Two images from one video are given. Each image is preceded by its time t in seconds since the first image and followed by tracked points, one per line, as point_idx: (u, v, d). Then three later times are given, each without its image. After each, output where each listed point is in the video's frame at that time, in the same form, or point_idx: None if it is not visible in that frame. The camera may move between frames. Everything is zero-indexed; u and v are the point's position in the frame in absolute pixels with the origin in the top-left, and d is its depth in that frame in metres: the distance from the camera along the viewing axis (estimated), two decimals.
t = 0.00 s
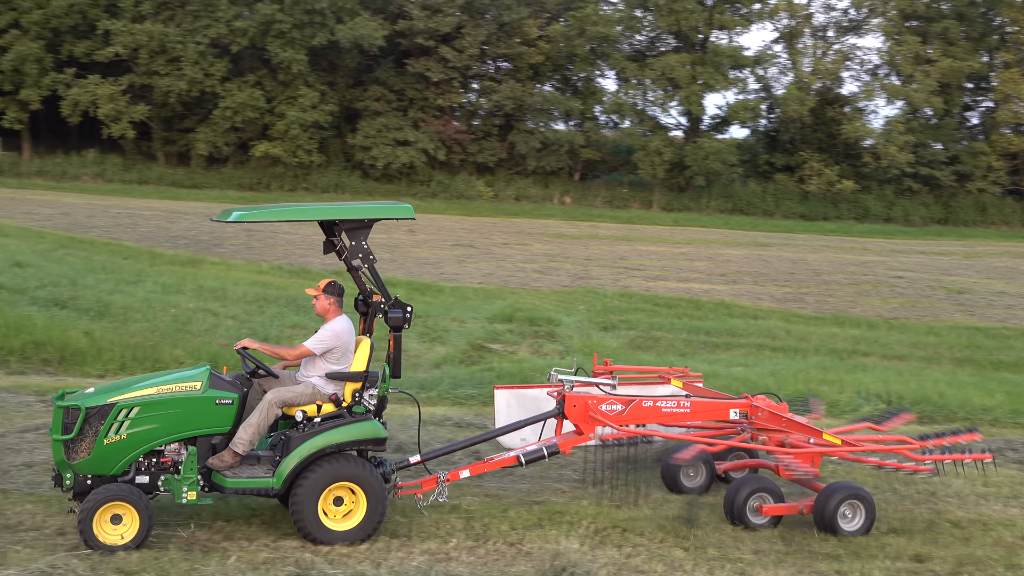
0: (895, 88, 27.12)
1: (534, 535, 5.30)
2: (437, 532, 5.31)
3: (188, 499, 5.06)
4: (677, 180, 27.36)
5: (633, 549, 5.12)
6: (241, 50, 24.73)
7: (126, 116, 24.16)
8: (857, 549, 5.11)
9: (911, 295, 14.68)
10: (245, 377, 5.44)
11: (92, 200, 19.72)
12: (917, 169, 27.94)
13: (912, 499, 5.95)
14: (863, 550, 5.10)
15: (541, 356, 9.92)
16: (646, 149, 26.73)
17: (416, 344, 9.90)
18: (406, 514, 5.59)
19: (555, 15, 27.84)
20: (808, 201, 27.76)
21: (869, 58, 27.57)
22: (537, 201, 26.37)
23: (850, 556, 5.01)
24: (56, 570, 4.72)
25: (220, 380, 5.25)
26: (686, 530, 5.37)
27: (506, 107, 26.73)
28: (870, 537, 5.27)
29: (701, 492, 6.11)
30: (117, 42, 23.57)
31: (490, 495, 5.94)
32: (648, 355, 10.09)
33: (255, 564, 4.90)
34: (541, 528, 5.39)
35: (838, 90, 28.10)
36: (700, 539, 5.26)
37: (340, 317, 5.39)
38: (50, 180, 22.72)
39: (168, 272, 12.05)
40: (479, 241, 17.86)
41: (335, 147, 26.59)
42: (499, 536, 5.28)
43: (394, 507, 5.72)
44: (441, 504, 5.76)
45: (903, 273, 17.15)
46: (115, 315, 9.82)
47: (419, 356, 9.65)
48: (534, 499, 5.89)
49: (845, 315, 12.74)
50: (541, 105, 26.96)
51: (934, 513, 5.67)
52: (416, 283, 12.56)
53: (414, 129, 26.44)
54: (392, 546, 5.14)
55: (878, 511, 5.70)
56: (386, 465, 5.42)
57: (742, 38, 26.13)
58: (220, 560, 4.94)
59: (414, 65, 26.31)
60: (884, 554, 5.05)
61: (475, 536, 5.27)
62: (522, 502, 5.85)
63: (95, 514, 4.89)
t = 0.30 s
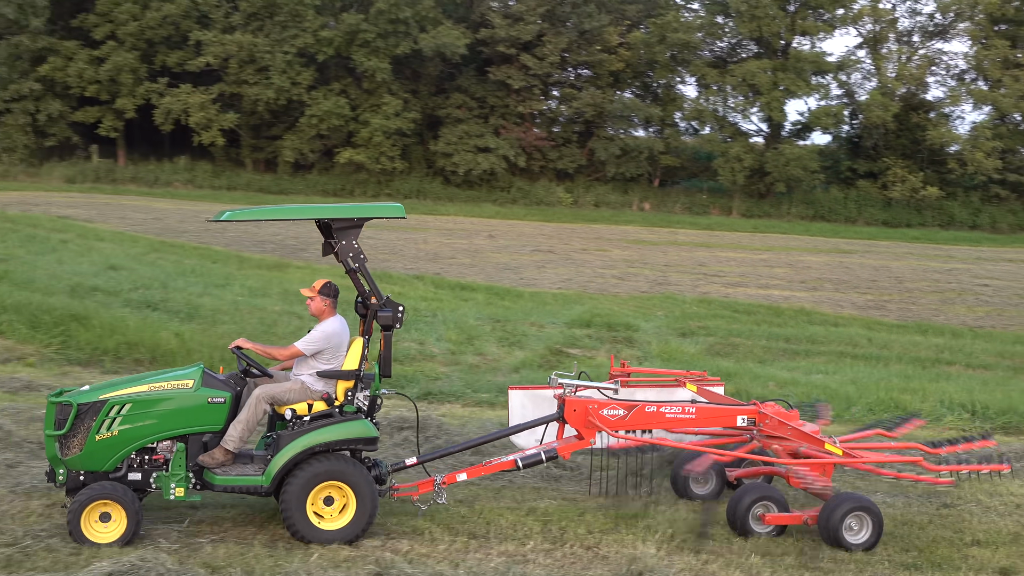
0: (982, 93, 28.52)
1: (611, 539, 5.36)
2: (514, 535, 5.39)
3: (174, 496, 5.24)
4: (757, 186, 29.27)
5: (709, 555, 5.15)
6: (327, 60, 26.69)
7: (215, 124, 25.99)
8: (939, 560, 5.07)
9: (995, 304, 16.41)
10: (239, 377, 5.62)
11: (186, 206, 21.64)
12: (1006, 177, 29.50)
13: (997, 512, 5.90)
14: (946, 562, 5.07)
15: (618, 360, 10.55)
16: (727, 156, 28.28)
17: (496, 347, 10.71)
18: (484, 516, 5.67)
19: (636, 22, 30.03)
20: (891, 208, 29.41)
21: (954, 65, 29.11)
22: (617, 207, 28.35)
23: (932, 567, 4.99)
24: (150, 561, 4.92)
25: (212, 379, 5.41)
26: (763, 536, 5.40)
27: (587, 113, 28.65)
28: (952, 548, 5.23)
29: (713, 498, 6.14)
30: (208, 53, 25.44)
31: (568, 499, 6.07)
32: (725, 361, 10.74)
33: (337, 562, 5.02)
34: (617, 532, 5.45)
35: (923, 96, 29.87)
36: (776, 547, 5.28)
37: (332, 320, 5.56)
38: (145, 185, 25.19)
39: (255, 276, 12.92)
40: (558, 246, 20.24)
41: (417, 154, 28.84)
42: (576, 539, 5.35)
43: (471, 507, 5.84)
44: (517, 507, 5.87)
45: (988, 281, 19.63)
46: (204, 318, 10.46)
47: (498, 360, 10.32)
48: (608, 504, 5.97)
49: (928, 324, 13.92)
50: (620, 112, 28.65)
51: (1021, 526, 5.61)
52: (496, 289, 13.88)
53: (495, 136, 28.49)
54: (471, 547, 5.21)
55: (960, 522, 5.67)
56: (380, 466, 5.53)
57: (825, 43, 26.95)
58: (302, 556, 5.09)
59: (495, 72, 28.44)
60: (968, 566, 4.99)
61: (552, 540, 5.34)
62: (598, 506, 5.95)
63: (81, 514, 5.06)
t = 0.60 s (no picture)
0: (1007, 106, 33.92)
1: (650, 530, 5.63)
2: (558, 525, 5.67)
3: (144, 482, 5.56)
4: (793, 194, 35.33)
5: (744, 548, 5.40)
6: (383, 75, 32.99)
7: (279, 135, 32.35)
8: (965, 554, 5.29)
9: None
10: (214, 370, 5.92)
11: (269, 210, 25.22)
12: None
13: None
14: (974, 556, 5.27)
15: (658, 360, 11.00)
16: (764, 166, 34.46)
17: (541, 347, 11.23)
18: (529, 507, 5.96)
19: (678, 37, 36.69)
20: (921, 214, 35.14)
21: (976, 80, 34.58)
22: (656, 214, 34.61)
23: (960, 562, 5.19)
24: (214, 546, 5.25)
25: (187, 371, 5.73)
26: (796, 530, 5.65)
27: (629, 124, 34.91)
28: (979, 544, 5.44)
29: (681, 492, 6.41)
30: (275, 69, 31.74)
31: (608, 493, 6.37)
32: (761, 362, 11.03)
33: (390, 549, 5.32)
34: (656, 524, 5.72)
35: (953, 109, 35.52)
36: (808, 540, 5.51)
37: (301, 317, 5.93)
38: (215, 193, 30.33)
39: (315, 279, 14.41)
40: (601, 252, 22.25)
41: (468, 164, 35.11)
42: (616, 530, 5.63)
43: (517, 499, 6.14)
44: (561, 499, 6.16)
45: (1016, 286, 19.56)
46: (269, 317, 11.41)
47: (543, 359, 10.80)
48: (647, 498, 6.25)
49: (958, 327, 13.93)
50: (661, 124, 35.45)
51: None
52: (542, 292, 15.01)
53: (541, 147, 34.82)
54: (516, 536, 5.50)
55: (988, 518, 5.85)
56: (350, 460, 5.86)
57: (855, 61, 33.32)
58: (357, 543, 5.39)
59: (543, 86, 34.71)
60: (994, 560, 5.21)
61: (593, 531, 5.61)
62: (636, 500, 6.22)
63: (56, 494, 5.40)
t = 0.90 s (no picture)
0: None
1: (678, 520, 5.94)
2: (589, 514, 6.00)
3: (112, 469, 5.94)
4: (814, 202, 36.11)
5: (766, 537, 5.69)
6: (427, 89, 35.01)
7: (328, 146, 34.16)
8: (980, 546, 5.54)
9: None
10: (187, 362, 6.34)
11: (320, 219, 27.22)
12: None
13: None
14: (988, 548, 5.52)
15: (686, 358, 11.32)
16: (786, 174, 35.21)
17: (574, 345, 11.62)
18: (562, 497, 6.29)
19: (704, 52, 38.64)
20: (938, 221, 35.48)
21: (996, 90, 34.85)
22: (683, 220, 35.94)
23: (974, 553, 5.44)
24: (267, 530, 5.64)
25: (160, 363, 6.14)
26: (818, 521, 5.93)
27: (658, 135, 36.74)
28: (993, 536, 5.69)
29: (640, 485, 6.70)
30: (324, 84, 33.51)
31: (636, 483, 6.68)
32: (785, 360, 11.29)
33: (431, 534, 5.67)
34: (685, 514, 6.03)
35: (969, 120, 35.82)
36: (828, 531, 5.79)
37: (270, 313, 6.26)
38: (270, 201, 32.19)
39: (357, 280, 14.98)
40: (630, 256, 22.62)
41: (506, 173, 37.43)
42: (644, 518, 5.95)
43: (550, 489, 6.47)
44: (591, 490, 6.49)
45: None
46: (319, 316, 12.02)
47: (576, 356, 11.16)
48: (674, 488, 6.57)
49: (972, 328, 14.09)
50: (689, 135, 36.90)
51: None
52: (575, 293, 15.38)
53: (575, 157, 36.57)
54: (549, 524, 5.83)
55: (1003, 512, 6.09)
56: (317, 448, 6.17)
57: (875, 74, 33.97)
58: (399, 528, 5.75)
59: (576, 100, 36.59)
60: (1007, 551, 5.46)
61: (622, 519, 5.92)
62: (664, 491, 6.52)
63: (29, 480, 5.82)
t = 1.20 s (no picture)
0: None
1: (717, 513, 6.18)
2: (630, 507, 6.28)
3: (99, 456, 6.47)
4: (849, 209, 36.08)
5: (803, 531, 5.92)
6: (478, 102, 35.70)
7: (385, 156, 35.20)
8: (1013, 544, 5.70)
9: None
10: (174, 354, 6.81)
11: (367, 226, 28.06)
12: None
13: None
14: (1020, 546, 5.68)
15: (724, 358, 11.59)
16: (822, 182, 35.27)
17: (616, 346, 11.98)
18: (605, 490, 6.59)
19: (743, 65, 38.72)
20: (971, 228, 35.14)
21: None
22: (723, 226, 36.37)
23: (1005, 550, 5.61)
24: (326, 518, 6.01)
25: (148, 356, 6.63)
26: (853, 516, 6.14)
27: (698, 145, 37.17)
28: None
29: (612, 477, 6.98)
30: (381, 97, 34.60)
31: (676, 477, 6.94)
32: (822, 361, 11.47)
33: (480, 523, 5.99)
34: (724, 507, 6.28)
35: (1003, 129, 35.31)
36: (863, 526, 5.99)
37: (251, 306, 6.73)
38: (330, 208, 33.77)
39: (413, 283, 15.62)
40: (671, 260, 22.86)
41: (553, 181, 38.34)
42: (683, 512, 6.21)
43: (594, 482, 6.77)
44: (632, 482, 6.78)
45: None
46: (374, 317, 12.60)
47: (619, 356, 11.53)
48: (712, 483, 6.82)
49: (1007, 332, 14.04)
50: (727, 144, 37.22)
51: None
52: (618, 296, 15.69)
53: (619, 166, 37.36)
54: (591, 515, 6.12)
55: None
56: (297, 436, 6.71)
57: (909, 85, 33.85)
58: (450, 518, 6.08)
59: (620, 112, 37.30)
60: None
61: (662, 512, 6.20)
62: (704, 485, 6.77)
63: (23, 464, 6.31)
